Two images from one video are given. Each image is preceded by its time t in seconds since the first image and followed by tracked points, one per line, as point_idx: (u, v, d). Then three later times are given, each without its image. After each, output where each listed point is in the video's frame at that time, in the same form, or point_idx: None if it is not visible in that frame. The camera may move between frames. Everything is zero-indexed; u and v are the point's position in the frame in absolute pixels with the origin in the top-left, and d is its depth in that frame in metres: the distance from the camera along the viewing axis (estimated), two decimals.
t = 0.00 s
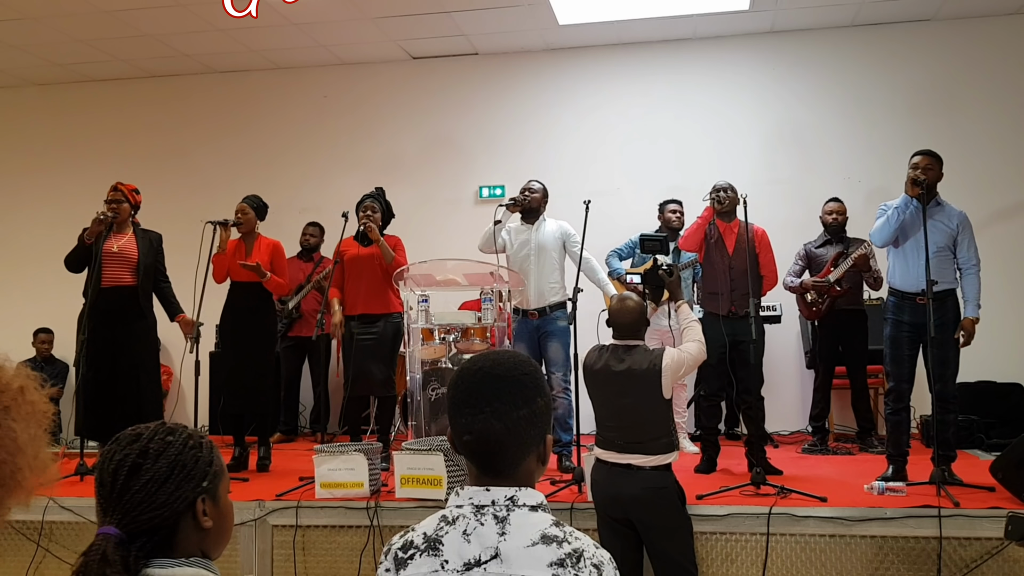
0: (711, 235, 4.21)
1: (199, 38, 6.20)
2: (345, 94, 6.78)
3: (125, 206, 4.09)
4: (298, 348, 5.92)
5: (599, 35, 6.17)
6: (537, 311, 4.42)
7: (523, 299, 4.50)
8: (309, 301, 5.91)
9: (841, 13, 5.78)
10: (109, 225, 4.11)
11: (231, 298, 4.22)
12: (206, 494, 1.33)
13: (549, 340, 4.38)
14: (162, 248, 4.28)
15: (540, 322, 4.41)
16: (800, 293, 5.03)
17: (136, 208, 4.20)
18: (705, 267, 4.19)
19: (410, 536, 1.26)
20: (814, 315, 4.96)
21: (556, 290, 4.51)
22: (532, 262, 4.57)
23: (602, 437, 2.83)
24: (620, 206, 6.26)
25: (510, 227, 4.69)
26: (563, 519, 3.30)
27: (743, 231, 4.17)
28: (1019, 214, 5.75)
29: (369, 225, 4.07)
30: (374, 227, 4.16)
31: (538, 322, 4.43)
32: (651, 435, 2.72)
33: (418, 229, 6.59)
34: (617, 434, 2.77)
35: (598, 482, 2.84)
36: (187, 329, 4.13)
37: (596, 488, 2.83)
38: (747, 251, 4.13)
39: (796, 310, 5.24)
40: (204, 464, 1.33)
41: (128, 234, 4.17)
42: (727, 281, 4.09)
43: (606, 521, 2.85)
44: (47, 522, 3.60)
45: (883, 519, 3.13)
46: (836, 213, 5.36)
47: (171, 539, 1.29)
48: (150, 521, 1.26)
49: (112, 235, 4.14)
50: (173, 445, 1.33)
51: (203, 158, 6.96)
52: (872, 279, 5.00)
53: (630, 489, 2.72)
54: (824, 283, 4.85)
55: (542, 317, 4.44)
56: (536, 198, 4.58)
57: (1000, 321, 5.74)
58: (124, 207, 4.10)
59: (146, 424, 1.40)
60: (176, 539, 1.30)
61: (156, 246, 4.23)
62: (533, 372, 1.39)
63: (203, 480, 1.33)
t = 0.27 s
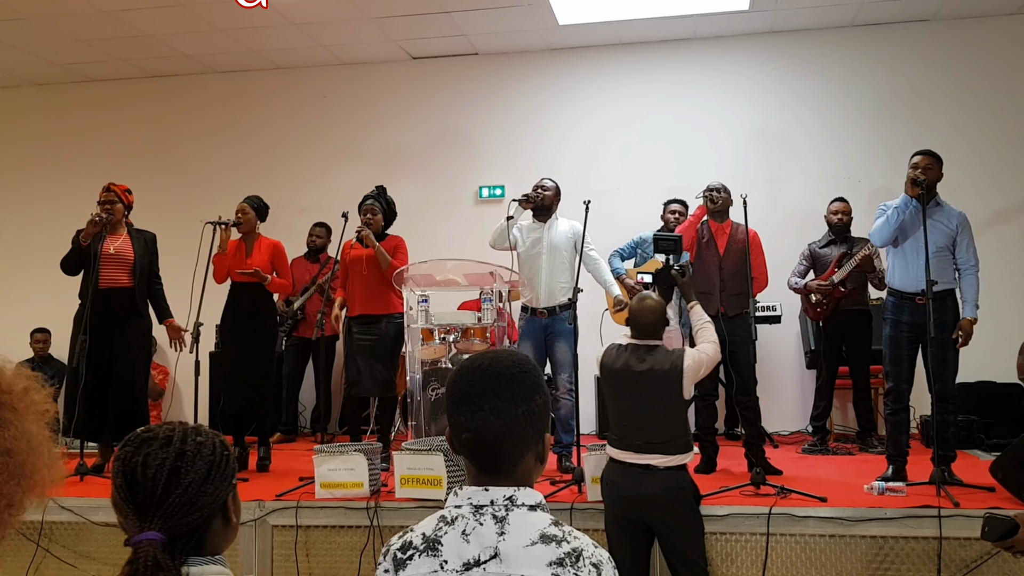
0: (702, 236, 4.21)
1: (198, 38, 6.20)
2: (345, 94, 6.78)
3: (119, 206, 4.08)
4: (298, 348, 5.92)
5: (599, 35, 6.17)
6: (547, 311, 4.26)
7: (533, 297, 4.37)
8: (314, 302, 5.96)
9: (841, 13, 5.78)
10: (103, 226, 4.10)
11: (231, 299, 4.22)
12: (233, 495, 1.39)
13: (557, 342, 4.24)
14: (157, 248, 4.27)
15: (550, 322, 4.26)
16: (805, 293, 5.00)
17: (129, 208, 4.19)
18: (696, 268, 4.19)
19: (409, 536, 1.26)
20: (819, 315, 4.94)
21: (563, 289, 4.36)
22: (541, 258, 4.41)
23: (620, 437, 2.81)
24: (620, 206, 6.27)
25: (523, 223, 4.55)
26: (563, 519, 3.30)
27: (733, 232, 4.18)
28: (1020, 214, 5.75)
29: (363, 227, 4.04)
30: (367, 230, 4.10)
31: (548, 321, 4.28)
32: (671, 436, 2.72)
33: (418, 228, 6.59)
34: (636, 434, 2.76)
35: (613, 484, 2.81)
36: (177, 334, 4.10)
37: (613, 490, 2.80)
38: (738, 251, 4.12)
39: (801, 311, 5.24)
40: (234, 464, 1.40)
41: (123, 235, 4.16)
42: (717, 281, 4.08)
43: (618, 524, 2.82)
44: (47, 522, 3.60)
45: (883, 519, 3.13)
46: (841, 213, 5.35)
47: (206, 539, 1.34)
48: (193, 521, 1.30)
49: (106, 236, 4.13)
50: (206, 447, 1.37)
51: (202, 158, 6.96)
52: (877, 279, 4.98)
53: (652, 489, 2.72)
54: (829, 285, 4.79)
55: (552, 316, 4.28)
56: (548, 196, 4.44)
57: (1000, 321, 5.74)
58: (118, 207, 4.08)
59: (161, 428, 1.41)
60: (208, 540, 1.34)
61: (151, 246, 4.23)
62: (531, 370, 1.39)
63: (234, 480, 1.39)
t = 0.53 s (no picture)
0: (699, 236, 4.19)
1: (198, 38, 6.19)
2: (346, 94, 6.78)
3: (115, 208, 4.07)
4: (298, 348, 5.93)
5: (599, 35, 6.17)
6: (550, 309, 4.24)
7: (538, 295, 4.34)
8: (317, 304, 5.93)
9: (841, 13, 5.78)
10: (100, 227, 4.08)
11: (231, 299, 4.22)
12: (247, 495, 1.41)
13: (559, 343, 4.20)
14: (154, 247, 4.27)
15: (552, 321, 4.23)
16: (806, 294, 4.99)
17: (125, 208, 4.19)
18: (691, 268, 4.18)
19: (410, 537, 1.26)
20: (820, 315, 4.90)
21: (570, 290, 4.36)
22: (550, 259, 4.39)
23: (655, 435, 2.77)
24: (620, 206, 6.27)
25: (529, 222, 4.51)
26: (563, 519, 3.31)
27: (730, 233, 4.16)
28: (1019, 214, 5.75)
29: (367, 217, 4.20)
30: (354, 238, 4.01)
31: (550, 320, 4.26)
32: (710, 433, 2.72)
33: (418, 228, 6.59)
34: (674, 432, 2.73)
35: (649, 484, 2.74)
36: (179, 331, 4.11)
37: (649, 491, 2.73)
38: (733, 253, 4.10)
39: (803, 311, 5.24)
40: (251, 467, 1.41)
41: (120, 236, 4.15)
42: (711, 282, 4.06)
43: (648, 528, 2.73)
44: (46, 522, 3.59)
45: (883, 519, 3.13)
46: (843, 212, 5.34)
47: (219, 540, 1.36)
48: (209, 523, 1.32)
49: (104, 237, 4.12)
50: (224, 450, 1.38)
51: (202, 158, 6.96)
52: (877, 279, 4.97)
53: (695, 488, 2.67)
54: (829, 286, 4.76)
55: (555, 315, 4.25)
56: (557, 194, 4.40)
57: (999, 321, 5.74)
58: (114, 208, 4.07)
59: (177, 427, 1.42)
60: (221, 539, 1.37)
61: (148, 245, 4.22)
62: (532, 369, 1.39)
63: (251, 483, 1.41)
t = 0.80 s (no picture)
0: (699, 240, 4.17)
1: (198, 38, 6.19)
2: (346, 94, 6.78)
3: (113, 207, 4.06)
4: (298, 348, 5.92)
5: (599, 35, 6.17)
6: (547, 310, 4.23)
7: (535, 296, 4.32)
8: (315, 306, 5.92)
9: (841, 13, 5.78)
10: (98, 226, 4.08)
11: (230, 299, 4.22)
12: (244, 498, 1.39)
13: (557, 343, 4.22)
14: (152, 245, 4.26)
15: (550, 321, 4.23)
16: (804, 293, 4.99)
17: (122, 208, 4.18)
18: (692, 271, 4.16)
19: (411, 537, 1.26)
20: (816, 315, 4.89)
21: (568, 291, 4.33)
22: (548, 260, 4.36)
23: (689, 436, 2.67)
24: (620, 206, 6.27)
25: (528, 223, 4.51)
26: (563, 519, 3.31)
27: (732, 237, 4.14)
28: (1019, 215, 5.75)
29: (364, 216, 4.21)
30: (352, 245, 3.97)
31: (547, 320, 4.25)
32: (741, 434, 2.66)
33: (418, 228, 6.59)
34: (708, 433, 2.64)
35: (686, 489, 2.65)
36: (179, 323, 4.08)
37: (685, 494, 2.65)
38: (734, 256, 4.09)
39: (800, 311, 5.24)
40: (248, 470, 1.39)
41: (119, 234, 4.14)
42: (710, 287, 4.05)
43: (684, 531, 2.67)
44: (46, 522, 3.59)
45: (883, 519, 3.14)
46: (841, 212, 5.32)
47: (211, 541, 1.35)
48: (197, 524, 1.32)
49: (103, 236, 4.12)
50: (219, 451, 1.37)
51: (202, 158, 6.96)
52: (875, 280, 4.99)
53: (733, 488, 2.63)
54: (827, 285, 4.76)
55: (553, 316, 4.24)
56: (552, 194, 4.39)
57: (999, 322, 5.74)
58: (112, 207, 4.06)
59: (183, 425, 1.43)
60: (215, 542, 1.36)
61: (146, 243, 4.21)
62: (534, 370, 1.38)
63: (247, 486, 1.39)
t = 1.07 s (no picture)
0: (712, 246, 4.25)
1: (198, 38, 6.19)
2: (346, 94, 6.78)
3: (110, 207, 4.07)
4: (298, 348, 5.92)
5: (599, 35, 6.17)
6: (538, 310, 4.27)
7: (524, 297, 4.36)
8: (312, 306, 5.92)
9: (841, 13, 5.78)
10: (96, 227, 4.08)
11: (229, 299, 4.22)
12: (230, 503, 1.36)
13: (549, 342, 4.26)
14: (151, 245, 4.25)
15: (540, 322, 4.29)
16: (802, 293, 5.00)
17: (120, 208, 4.18)
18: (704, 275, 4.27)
19: (411, 537, 1.26)
20: (814, 315, 4.89)
21: (558, 290, 4.37)
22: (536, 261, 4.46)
23: (717, 439, 2.51)
24: (620, 206, 6.27)
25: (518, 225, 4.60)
26: (562, 519, 3.31)
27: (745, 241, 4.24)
28: (1019, 215, 5.75)
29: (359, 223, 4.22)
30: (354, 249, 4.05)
31: (538, 321, 4.30)
32: (772, 438, 2.51)
33: (418, 228, 6.59)
34: (737, 436, 2.49)
35: (718, 493, 2.49)
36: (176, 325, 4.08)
37: (718, 500, 2.49)
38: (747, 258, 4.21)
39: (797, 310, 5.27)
40: (232, 473, 1.37)
41: (118, 235, 4.14)
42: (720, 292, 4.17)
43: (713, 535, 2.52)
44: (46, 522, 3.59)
45: (883, 519, 3.14)
46: (838, 212, 5.31)
47: (193, 544, 1.34)
48: (174, 525, 1.31)
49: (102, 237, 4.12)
50: (203, 451, 1.36)
51: (202, 158, 6.96)
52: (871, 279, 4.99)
53: (766, 493, 2.48)
54: (824, 284, 4.79)
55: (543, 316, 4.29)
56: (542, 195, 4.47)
57: (999, 322, 5.74)
58: (109, 208, 4.06)
59: (180, 425, 1.43)
60: (197, 545, 1.34)
61: (145, 244, 4.20)
62: (534, 370, 1.38)
63: (230, 490, 1.36)
